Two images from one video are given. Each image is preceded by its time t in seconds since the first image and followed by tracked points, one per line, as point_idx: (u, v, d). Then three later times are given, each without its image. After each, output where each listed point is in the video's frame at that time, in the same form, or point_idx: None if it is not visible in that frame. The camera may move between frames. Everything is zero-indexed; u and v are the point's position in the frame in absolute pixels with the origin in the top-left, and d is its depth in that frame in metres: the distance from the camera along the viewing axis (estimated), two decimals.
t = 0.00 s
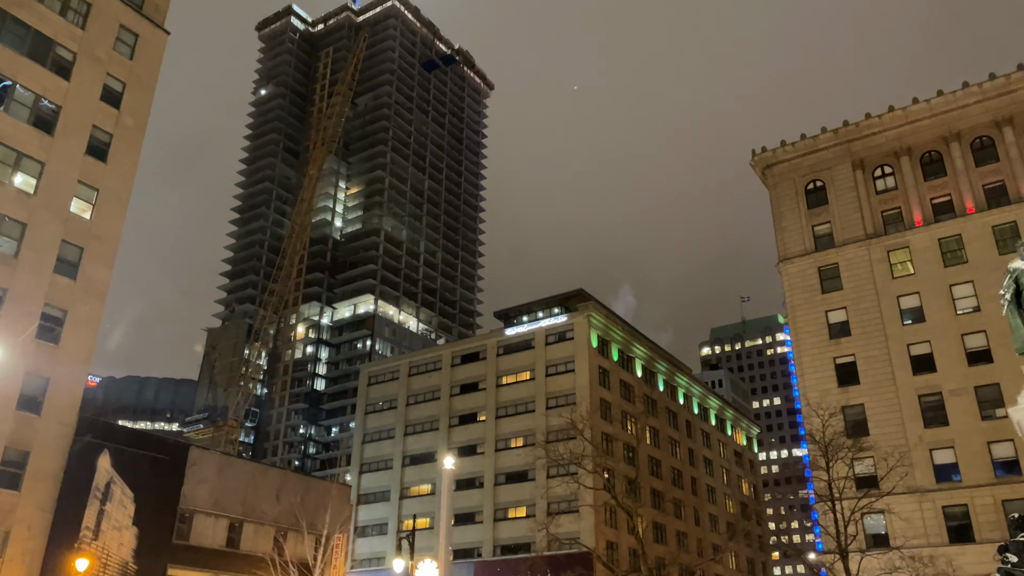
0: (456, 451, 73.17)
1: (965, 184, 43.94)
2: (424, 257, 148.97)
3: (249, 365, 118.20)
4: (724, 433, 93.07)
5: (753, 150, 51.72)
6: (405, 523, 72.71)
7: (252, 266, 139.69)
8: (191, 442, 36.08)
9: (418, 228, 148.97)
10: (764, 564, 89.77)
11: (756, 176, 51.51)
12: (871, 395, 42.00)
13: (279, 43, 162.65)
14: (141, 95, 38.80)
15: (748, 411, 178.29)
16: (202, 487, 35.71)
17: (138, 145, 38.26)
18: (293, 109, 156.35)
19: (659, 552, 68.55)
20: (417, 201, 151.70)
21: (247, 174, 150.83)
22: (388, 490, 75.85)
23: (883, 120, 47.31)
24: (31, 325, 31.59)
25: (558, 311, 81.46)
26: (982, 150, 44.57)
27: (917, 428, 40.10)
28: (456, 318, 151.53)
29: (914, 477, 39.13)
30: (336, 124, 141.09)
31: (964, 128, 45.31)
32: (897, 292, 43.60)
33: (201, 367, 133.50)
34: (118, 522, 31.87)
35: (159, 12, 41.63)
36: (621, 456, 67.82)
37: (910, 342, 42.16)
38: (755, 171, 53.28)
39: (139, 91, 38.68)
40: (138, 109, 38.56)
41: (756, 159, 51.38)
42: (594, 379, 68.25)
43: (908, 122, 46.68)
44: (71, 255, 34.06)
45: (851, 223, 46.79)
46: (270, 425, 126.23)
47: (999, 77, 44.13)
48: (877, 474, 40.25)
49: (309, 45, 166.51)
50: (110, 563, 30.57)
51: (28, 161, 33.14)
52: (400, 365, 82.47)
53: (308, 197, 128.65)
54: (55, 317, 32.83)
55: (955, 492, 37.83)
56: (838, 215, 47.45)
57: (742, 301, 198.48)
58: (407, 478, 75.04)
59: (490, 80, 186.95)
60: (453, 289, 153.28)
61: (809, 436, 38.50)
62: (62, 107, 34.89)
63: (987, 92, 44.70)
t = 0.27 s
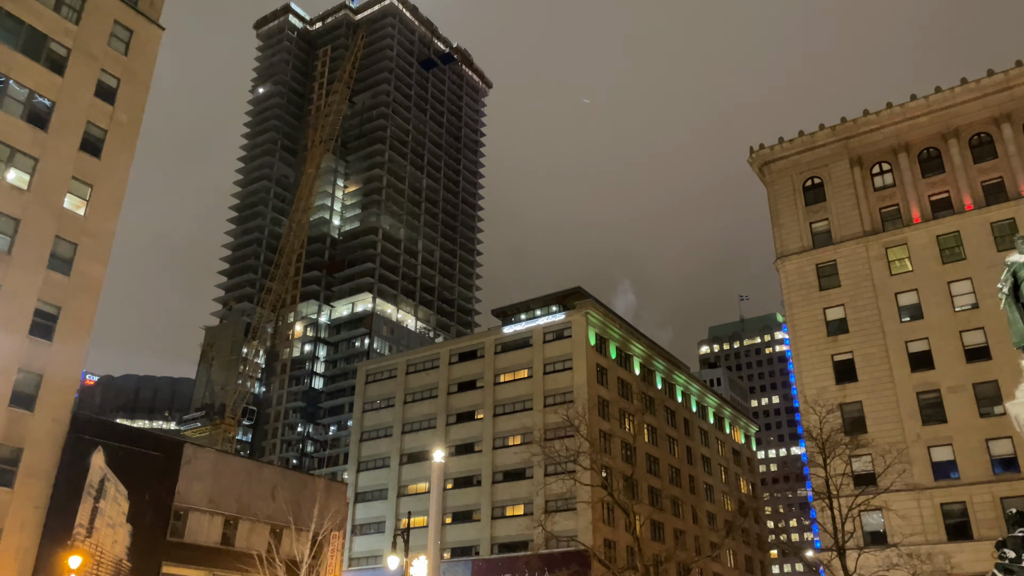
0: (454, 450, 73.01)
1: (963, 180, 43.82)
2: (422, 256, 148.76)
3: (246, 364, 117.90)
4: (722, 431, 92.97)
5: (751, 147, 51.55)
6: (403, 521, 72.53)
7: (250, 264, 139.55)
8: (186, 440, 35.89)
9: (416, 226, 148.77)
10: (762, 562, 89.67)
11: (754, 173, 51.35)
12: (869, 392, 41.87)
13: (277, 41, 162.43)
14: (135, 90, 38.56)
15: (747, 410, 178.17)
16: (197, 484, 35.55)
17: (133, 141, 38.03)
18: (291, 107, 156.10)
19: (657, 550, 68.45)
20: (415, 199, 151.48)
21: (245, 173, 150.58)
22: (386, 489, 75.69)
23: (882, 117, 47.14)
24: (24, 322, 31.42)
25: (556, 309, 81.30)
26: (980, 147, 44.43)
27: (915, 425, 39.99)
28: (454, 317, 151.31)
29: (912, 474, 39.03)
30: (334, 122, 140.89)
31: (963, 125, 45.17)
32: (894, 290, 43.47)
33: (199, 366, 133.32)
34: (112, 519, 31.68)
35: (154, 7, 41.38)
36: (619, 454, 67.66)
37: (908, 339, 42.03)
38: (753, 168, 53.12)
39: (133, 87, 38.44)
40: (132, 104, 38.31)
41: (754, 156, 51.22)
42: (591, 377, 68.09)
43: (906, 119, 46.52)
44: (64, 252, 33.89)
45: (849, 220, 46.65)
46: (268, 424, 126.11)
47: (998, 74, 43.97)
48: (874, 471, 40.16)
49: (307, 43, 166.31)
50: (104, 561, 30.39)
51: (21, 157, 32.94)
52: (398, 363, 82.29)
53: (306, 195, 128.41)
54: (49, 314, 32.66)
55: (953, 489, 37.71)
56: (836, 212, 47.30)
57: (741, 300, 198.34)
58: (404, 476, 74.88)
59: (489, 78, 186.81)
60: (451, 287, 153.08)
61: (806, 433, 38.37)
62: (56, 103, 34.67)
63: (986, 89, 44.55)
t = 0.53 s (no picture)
0: (452, 449, 72.78)
1: (962, 178, 43.66)
2: (420, 255, 148.49)
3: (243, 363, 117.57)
4: (721, 430, 92.81)
5: (749, 145, 51.38)
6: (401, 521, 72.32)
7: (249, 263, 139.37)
8: (181, 438, 35.69)
9: (415, 226, 148.54)
10: (761, 562, 89.47)
11: (752, 171, 51.19)
12: (867, 391, 41.70)
13: (275, 40, 162.19)
14: (131, 87, 38.35)
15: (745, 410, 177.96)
16: (192, 483, 35.36)
17: (128, 138, 37.86)
18: (289, 106, 155.84)
19: (655, 549, 68.28)
20: (413, 198, 151.21)
21: (243, 171, 150.34)
22: (384, 488, 75.45)
23: (880, 115, 46.97)
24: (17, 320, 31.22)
25: (554, 308, 81.12)
26: (979, 145, 44.28)
27: (914, 424, 39.84)
28: (452, 316, 151.07)
29: (911, 472, 38.86)
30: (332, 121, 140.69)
31: (961, 123, 45.02)
32: (893, 287, 43.30)
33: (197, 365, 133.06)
34: (105, 517, 31.46)
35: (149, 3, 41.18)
36: (617, 453, 67.45)
37: (906, 338, 41.87)
38: (751, 167, 52.95)
39: (128, 84, 38.24)
40: (127, 100, 38.10)
41: (752, 154, 51.05)
42: (590, 376, 67.89)
43: (905, 117, 46.36)
44: (58, 249, 33.68)
45: (848, 218, 46.49)
46: (266, 423, 125.92)
47: (997, 71, 43.81)
48: (873, 470, 39.98)
49: (305, 42, 166.14)
50: (97, 560, 30.14)
51: (14, 153, 32.76)
52: (395, 362, 82.08)
53: (304, 194, 128.15)
54: (41, 311, 32.44)
55: (952, 488, 37.53)
56: (834, 210, 47.13)
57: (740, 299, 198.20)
58: (402, 476, 74.65)
59: (488, 77, 186.66)
60: (450, 286, 152.84)
61: (804, 432, 38.18)
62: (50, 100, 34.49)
63: (985, 86, 44.39)
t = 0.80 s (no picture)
0: (452, 450, 72.60)
1: (963, 178, 43.47)
2: (421, 256, 148.45)
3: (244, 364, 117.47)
4: (722, 432, 92.60)
5: (750, 145, 51.25)
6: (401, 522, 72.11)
7: (249, 264, 139.48)
8: (178, 438, 35.56)
9: (415, 227, 148.52)
10: (762, 564, 89.19)
11: (752, 171, 51.06)
12: (868, 391, 41.50)
13: (277, 41, 162.31)
14: (128, 86, 38.29)
15: (747, 411, 177.67)
16: (190, 483, 35.22)
17: (125, 137, 37.80)
18: (291, 107, 155.89)
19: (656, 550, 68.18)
20: (414, 199, 151.21)
21: (244, 173, 150.43)
22: (384, 489, 75.30)
23: (881, 115, 46.82)
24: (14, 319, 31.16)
25: (554, 309, 80.98)
26: (979, 144, 44.11)
27: (915, 424, 39.63)
28: (453, 317, 150.99)
29: (911, 473, 38.69)
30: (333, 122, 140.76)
31: (962, 122, 44.83)
32: (894, 287, 43.11)
33: (197, 366, 132.97)
34: (103, 518, 31.34)
35: (148, 2, 41.15)
36: (617, 454, 67.24)
37: (907, 338, 41.66)
38: (752, 167, 52.82)
39: (126, 83, 38.19)
40: (125, 99, 38.01)
41: (752, 154, 50.91)
42: (589, 377, 67.71)
43: (906, 116, 46.18)
44: (55, 248, 33.59)
45: (848, 218, 46.31)
46: (266, 425, 125.87)
47: (998, 70, 43.62)
48: (873, 471, 39.78)
49: (306, 43, 166.33)
50: (94, 560, 30.02)
51: (11, 152, 32.71)
52: (396, 363, 81.94)
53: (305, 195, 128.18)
54: (38, 310, 32.35)
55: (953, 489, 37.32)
56: (835, 210, 46.95)
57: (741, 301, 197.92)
58: (402, 477, 74.52)
59: (489, 79, 186.81)
60: (451, 288, 152.78)
61: (805, 432, 37.97)
62: (48, 98, 34.42)
63: (986, 85, 44.22)
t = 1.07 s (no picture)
0: (451, 451, 72.27)
1: (965, 176, 43.19)
2: (420, 256, 148.15)
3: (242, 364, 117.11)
4: (722, 432, 92.28)
5: (749, 144, 50.96)
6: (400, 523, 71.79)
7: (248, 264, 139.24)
8: (173, 439, 35.24)
9: (415, 227, 148.23)
10: (762, 565, 88.84)
11: (752, 170, 50.77)
12: (868, 391, 41.21)
13: (276, 41, 162.08)
14: (124, 84, 38.03)
15: (747, 412, 177.34)
16: (184, 484, 34.90)
17: (120, 136, 37.51)
18: (289, 107, 155.67)
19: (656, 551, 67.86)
20: (413, 200, 150.93)
21: (243, 173, 150.16)
22: (382, 490, 74.96)
23: (881, 113, 46.52)
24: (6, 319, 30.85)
25: (553, 310, 80.69)
26: (981, 143, 43.83)
27: (915, 425, 39.32)
28: (452, 317, 150.70)
29: (912, 473, 38.38)
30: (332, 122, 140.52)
31: (963, 121, 44.55)
32: (895, 287, 42.82)
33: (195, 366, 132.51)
34: (96, 519, 31.04)
35: None
36: (617, 455, 66.89)
37: (908, 338, 41.37)
38: (751, 166, 52.54)
39: (121, 81, 37.92)
40: (120, 98, 37.75)
41: (752, 152, 50.62)
42: (588, 377, 67.40)
43: (906, 115, 45.90)
44: (49, 247, 33.29)
45: (849, 218, 46.01)
46: (264, 425, 125.54)
47: (1000, 68, 43.35)
48: (874, 472, 39.48)
49: (306, 43, 166.16)
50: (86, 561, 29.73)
51: (4, 149, 32.40)
52: (394, 364, 81.64)
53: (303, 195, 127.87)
54: (31, 309, 32.04)
55: (955, 490, 37.00)
56: (836, 209, 46.68)
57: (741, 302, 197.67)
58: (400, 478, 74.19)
59: (489, 79, 186.68)
60: (450, 288, 152.48)
61: (805, 432, 37.67)
62: (41, 96, 34.13)
63: (987, 84, 43.94)
